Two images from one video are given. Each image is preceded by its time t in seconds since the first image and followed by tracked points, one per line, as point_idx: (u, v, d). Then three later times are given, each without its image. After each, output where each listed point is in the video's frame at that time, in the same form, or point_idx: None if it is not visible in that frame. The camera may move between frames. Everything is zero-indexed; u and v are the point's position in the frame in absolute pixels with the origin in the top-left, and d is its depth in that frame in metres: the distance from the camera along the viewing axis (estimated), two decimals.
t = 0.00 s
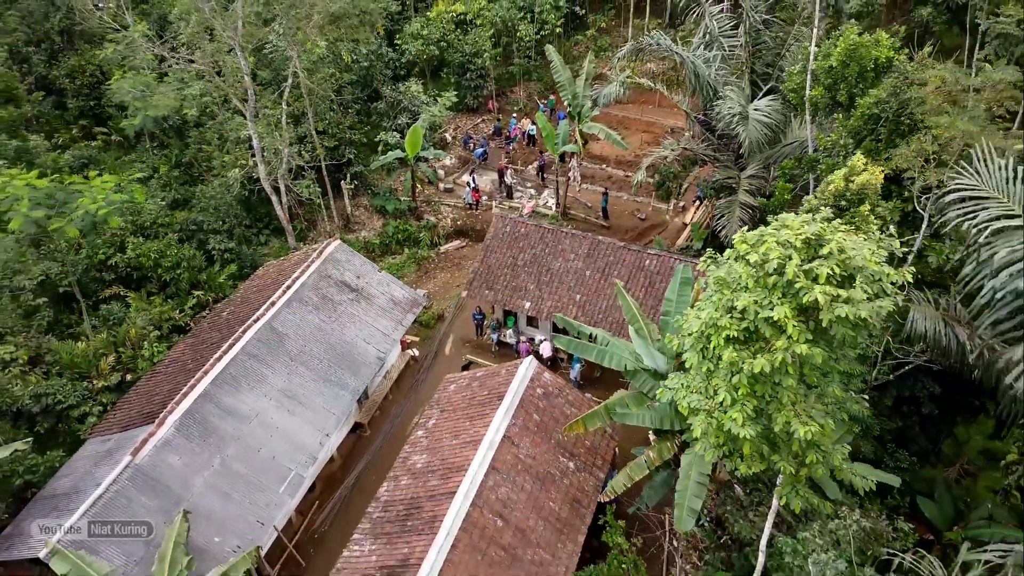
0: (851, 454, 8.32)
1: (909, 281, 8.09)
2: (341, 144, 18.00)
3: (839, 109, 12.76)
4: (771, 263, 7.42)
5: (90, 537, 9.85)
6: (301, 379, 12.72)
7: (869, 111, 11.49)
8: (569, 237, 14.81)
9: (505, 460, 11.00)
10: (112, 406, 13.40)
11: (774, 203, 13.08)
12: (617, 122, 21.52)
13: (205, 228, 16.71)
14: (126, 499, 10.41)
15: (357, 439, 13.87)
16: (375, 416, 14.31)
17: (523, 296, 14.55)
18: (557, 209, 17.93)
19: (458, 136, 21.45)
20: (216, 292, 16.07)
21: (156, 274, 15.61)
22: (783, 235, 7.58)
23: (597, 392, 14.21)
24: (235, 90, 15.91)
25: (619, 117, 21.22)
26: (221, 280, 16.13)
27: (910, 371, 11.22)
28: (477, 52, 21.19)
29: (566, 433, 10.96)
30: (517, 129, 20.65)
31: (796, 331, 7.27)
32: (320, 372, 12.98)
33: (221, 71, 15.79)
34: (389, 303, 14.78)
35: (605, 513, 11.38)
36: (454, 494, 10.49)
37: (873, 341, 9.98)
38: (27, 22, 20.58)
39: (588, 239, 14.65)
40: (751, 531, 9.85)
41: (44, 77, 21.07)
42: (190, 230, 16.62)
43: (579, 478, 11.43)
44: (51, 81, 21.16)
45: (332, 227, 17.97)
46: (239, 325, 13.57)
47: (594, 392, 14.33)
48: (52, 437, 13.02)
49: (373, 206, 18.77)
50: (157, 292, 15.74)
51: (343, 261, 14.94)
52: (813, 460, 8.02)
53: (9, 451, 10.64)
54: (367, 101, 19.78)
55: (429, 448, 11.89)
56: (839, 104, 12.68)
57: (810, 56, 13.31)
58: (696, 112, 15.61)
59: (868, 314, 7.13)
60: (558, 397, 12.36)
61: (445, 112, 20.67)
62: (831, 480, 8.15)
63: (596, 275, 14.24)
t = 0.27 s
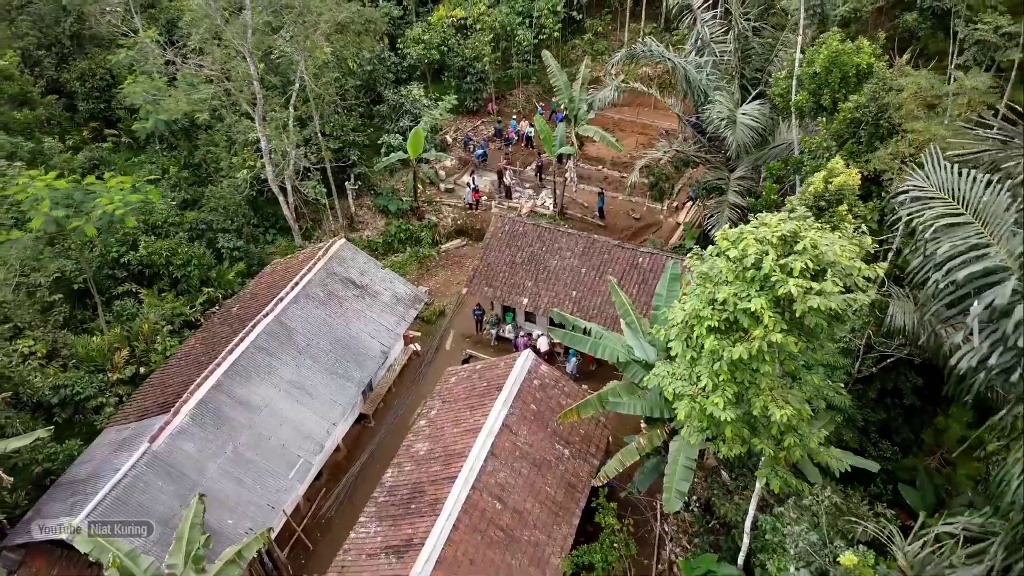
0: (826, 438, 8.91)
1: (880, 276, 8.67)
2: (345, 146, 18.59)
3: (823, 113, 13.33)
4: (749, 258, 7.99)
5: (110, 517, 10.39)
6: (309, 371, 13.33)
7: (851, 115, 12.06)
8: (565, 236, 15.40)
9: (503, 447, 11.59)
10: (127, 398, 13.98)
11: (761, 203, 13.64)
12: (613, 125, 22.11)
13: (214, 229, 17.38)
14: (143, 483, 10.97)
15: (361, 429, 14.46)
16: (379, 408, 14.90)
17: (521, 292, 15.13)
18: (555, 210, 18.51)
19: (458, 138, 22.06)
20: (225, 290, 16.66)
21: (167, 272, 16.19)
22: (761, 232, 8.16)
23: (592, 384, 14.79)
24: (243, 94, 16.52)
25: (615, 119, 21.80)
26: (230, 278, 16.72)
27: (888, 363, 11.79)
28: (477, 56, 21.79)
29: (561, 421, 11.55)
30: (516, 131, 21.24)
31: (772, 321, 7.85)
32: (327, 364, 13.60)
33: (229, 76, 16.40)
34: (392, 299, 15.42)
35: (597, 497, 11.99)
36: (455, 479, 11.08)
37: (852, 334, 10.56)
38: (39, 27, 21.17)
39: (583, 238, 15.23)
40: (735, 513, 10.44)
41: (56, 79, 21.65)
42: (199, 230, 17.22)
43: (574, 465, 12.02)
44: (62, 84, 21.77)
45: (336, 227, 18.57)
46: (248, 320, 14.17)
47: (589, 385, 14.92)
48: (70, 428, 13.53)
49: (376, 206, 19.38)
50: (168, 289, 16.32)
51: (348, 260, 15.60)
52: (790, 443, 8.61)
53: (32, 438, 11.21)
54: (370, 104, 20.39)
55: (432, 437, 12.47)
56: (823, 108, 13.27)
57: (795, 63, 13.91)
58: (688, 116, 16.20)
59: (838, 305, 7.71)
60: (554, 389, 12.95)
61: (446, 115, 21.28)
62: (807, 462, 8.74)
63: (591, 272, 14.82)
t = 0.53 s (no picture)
0: (805, 422, 9.50)
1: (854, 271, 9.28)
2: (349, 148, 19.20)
3: (808, 116, 13.95)
4: (730, 252, 8.61)
5: (129, 499, 10.95)
6: (316, 363, 13.97)
7: (833, 119, 12.67)
8: (562, 234, 16.01)
9: (502, 434, 12.21)
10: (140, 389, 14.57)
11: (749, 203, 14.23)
12: (609, 126, 22.71)
13: (223, 227, 17.97)
14: (160, 468, 11.56)
15: (366, 420, 15.08)
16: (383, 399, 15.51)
17: (519, 289, 15.74)
18: (552, 209, 19.12)
19: (458, 139, 22.68)
20: (234, 286, 17.27)
21: (178, 269, 16.77)
22: (740, 228, 8.76)
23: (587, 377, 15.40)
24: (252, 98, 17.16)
25: (611, 121, 22.40)
26: (238, 275, 17.32)
27: (869, 354, 12.42)
28: (477, 59, 22.43)
29: (556, 408, 12.17)
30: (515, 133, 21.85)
31: (751, 312, 8.50)
32: (333, 357, 14.24)
33: (238, 81, 17.02)
34: (395, 295, 16.06)
35: (591, 482, 12.65)
36: (457, 464, 11.69)
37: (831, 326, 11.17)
38: (50, 31, 21.73)
39: (579, 236, 15.83)
40: (722, 496, 11.01)
41: (66, 82, 22.26)
42: (208, 228, 17.81)
43: (569, 452, 12.64)
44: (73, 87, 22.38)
45: (340, 226, 19.18)
46: (257, 314, 14.79)
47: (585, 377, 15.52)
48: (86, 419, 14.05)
49: (379, 205, 19.99)
50: (179, 285, 16.91)
51: (353, 257, 16.23)
52: (771, 427, 9.21)
53: (52, 425, 11.95)
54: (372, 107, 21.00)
55: (434, 425, 13.09)
56: (808, 111, 13.86)
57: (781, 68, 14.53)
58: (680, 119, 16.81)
59: (812, 296, 8.31)
60: (551, 380, 13.58)
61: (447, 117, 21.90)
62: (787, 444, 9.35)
63: (586, 269, 15.42)
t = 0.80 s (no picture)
0: (785, 408, 10.12)
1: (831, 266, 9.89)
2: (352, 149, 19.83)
3: (794, 119, 14.57)
4: (713, 248, 9.25)
5: (147, 483, 11.53)
6: (323, 355, 14.63)
7: (818, 122, 13.27)
8: (559, 233, 16.62)
9: (501, 422, 12.84)
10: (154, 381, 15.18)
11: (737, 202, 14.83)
12: (605, 128, 23.33)
13: (232, 225, 18.65)
14: (176, 453, 12.15)
15: (371, 410, 15.71)
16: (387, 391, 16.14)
17: (517, 285, 16.35)
18: (550, 209, 19.73)
19: (459, 141, 23.32)
20: (242, 283, 17.89)
21: (189, 266, 17.40)
22: (724, 225, 9.37)
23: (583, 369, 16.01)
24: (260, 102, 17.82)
25: (607, 122, 23.02)
26: (246, 272, 17.95)
27: (851, 346, 13.04)
28: (476, 63, 23.07)
29: (552, 397, 12.79)
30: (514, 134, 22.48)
31: (733, 303, 9.14)
32: (339, 349, 14.90)
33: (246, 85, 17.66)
34: (398, 292, 16.75)
35: (585, 467, 13.33)
36: (458, 449, 12.32)
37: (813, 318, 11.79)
38: (62, 35, 22.32)
39: (575, 235, 16.43)
40: (709, 480, 11.62)
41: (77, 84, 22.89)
42: (217, 227, 18.44)
43: (565, 439, 13.27)
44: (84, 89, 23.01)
45: (344, 224, 19.81)
46: (266, 309, 15.43)
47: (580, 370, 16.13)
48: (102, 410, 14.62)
49: (382, 205, 20.63)
50: (189, 282, 17.53)
51: (357, 255, 16.92)
52: (752, 412, 9.84)
53: (73, 412, 12.66)
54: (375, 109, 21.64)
55: (436, 414, 13.73)
56: (794, 114, 14.46)
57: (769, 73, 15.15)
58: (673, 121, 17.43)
59: (790, 288, 8.92)
60: (548, 371, 14.21)
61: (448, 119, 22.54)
62: (769, 428, 9.98)
63: (582, 266, 16.02)
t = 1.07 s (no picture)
0: (768, 395, 10.77)
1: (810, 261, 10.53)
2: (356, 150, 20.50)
3: (780, 122, 15.22)
4: (698, 243, 9.91)
5: (164, 468, 12.11)
6: (330, 349, 15.28)
7: (804, 124, 13.89)
8: (556, 231, 17.26)
9: (500, 411, 13.50)
10: (166, 374, 15.81)
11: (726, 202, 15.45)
12: (602, 129, 23.99)
13: (240, 224, 19.31)
14: (190, 440, 12.76)
15: (375, 402, 16.37)
16: (390, 384, 16.80)
17: (516, 281, 16.99)
18: (547, 208, 20.39)
19: (459, 142, 24.00)
20: (250, 280, 18.55)
21: (199, 263, 18.04)
22: (708, 222, 10.01)
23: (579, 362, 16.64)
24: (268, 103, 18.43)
25: (603, 124, 23.68)
26: (254, 269, 18.60)
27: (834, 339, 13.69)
28: (477, 66, 23.73)
29: (548, 386, 13.44)
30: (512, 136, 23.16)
31: (716, 295, 9.81)
32: (345, 343, 15.56)
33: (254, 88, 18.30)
34: (401, 288, 17.43)
35: (580, 453, 14.02)
36: (459, 437, 12.97)
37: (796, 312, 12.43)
38: (73, 39, 22.92)
39: (572, 233, 17.05)
40: (698, 465, 12.28)
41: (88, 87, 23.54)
42: (226, 225, 19.13)
43: (561, 428, 13.92)
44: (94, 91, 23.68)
45: (349, 223, 20.51)
46: (274, 304, 16.07)
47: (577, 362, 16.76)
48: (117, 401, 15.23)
49: (384, 204, 21.30)
50: (199, 278, 18.17)
51: (362, 253, 17.61)
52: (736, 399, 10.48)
53: (92, 402, 13.31)
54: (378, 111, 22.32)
55: (438, 404, 14.38)
56: (781, 117, 15.07)
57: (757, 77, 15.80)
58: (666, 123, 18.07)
59: (770, 281, 9.57)
60: (544, 364, 14.88)
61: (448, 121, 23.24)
62: (752, 415, 10.65)
63: (578, 263, 16.64)
